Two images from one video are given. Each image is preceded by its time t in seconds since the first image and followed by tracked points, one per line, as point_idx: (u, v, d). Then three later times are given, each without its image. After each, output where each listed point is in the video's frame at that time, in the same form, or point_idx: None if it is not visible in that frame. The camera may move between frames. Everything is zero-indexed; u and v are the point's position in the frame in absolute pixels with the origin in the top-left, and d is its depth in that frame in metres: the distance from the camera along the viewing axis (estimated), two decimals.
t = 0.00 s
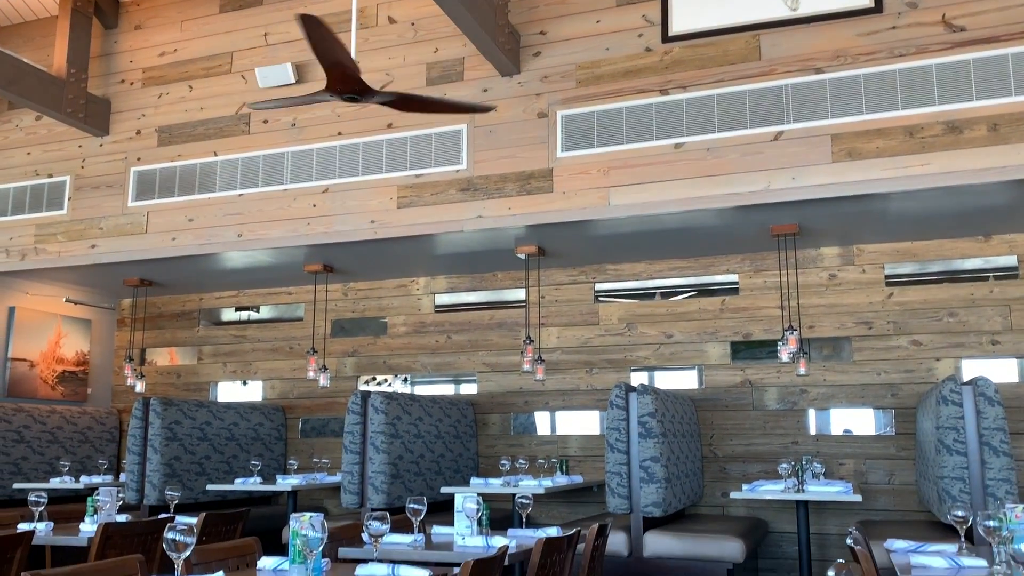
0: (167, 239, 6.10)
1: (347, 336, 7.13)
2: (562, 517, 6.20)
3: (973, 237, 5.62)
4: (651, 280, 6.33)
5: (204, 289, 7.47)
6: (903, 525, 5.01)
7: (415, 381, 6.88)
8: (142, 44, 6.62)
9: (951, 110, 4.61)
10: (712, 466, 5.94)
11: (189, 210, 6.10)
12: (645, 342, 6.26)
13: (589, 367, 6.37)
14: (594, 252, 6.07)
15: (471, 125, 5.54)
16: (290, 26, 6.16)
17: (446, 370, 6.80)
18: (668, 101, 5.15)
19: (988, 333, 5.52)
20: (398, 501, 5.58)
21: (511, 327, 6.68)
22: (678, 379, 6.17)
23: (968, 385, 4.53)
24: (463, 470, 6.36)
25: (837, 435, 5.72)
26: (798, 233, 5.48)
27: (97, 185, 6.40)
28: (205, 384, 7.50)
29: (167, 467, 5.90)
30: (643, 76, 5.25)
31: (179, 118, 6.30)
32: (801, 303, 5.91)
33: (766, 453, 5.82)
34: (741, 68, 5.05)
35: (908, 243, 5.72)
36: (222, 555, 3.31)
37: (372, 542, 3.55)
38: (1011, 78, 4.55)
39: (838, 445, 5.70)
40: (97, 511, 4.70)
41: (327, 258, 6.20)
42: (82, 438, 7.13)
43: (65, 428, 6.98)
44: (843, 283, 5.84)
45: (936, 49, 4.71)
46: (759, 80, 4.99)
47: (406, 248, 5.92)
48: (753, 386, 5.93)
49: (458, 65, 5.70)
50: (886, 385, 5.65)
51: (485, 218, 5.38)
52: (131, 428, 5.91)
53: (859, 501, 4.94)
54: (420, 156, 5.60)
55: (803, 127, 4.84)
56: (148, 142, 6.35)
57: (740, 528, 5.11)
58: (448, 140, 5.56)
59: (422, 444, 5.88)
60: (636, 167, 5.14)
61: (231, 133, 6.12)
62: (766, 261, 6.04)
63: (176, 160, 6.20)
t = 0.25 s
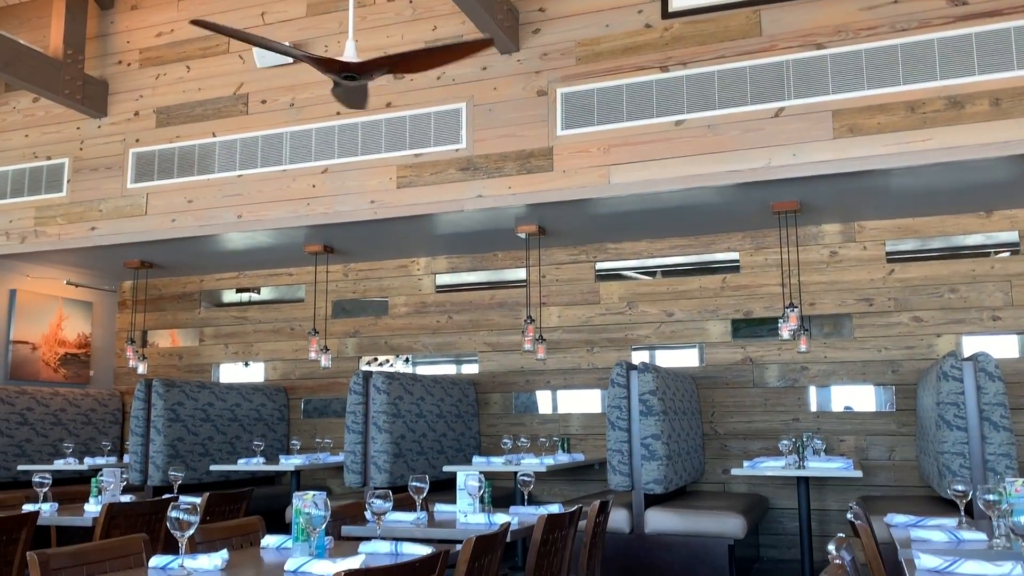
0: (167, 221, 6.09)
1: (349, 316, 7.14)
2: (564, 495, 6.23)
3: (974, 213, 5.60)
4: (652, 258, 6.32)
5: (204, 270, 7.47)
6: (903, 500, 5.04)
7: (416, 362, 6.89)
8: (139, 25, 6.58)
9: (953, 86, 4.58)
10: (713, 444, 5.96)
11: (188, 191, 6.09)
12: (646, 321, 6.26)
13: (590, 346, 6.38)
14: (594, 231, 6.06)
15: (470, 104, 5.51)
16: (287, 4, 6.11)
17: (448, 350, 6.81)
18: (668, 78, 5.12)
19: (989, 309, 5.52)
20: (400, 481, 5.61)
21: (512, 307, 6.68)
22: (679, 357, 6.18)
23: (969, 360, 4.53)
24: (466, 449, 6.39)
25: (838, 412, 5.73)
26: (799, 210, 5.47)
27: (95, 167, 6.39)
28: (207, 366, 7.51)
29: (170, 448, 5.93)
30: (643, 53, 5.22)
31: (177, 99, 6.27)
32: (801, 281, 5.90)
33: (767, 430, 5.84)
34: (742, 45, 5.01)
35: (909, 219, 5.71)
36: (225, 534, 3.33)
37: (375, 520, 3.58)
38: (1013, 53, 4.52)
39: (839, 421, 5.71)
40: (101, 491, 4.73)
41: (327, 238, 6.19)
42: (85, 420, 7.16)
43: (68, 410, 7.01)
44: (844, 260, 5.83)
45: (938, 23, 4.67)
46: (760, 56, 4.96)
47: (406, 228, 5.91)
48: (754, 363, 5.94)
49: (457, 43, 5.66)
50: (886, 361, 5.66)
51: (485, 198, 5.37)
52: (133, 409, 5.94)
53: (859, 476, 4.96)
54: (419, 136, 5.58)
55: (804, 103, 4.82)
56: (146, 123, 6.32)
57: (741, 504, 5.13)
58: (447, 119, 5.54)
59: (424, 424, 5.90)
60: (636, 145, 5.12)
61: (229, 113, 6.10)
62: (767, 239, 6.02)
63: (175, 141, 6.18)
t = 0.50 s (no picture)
0: (166, 202, 6.08)
1: (349, 297, 7.14)
2: (565, 474, 6.26)
3: (975, 191, 5.58)
4: (653, 238, 6.31)
5: (205, 252, 7.46)
6: (903, 477, 5.06)
7: (417, 342, 6.90)
8: (136, 4, 6.54)
9: (955, 62, 4.56)
10: (714, 422, 5.98)
11: (187, 171, 6.07)
12: (646, 301, 6.26)
13: (591, 326, 6.39)
14: (595, 210, 6.04)
15: (469, 83, 5.49)
16: None
17: (449, 331, 6.82)
18: (668, 56, 5.09)
19: (990, 287, 5.52)
20: (402, 460, 5.64)
21: (512, 287, 6.68)
22: (679, 336, 6.19)
23: (969, 337, 4.54)
24: (467, 429, 6.42)
25: (838, 390, 5.75)
26: (800, 188, 5.45)
27: (94, 148, 6.37)
28: (208, 347, 7.53)
29: (173, 428, 5.95)
30: (643, 31, 5.19)
31: (176, 80, 6.24)
32: (802, 260, 5.90)
33: (767, 409, 5.86)
34: (743, 21, 4.98)
35: (910, 197, 5.69)
36: (228, 512, 3.34)
37: (377, 497, 3.60)
38: (1016, 28, 4.49)
39: (839, 399, 5.73)
40: (104, 471, 4.75)
41: (327, 219, 6.18)
42: (88, 401, 7.19)
43: (71, 392, 7.03)
44: (845, 239, 5.82)
45: None
46: (761, 33, 4.93)
47: (406, 208, 5.90)
48: (754, 342, 5.95)
49: (456, 21, 5.63)
50: (887, 339, 5.66)
51: (485, 177, 5.35)
52: (135, 390, 5.96)
53: (859, 454, 4.98)
54: (418, 115, 5.56)
55: (805, 80, 4.79)
56: (145, 104, 6.30)
57: (741, 482, 5.16)
58: (447, 98, 5.51)
59: (425, 403, 5.92)
60: (636, 124, 5.10)
61: (228, 93, 6.07)
62: (767, 218, 6.01)
63: (173, 122, 6.17)
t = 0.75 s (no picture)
0: (165, 182, 6.07)
1: (349, 278, 7.14)
2: (565, 453, 6.29)
3: (976, 169, 5.56)
4: (652, 218, 6.30)
5: (204, 233, 7.45)
6: (901, 455, 5.08)
7: (417, 323, 6.91)
8: None
9: (957, 39, 4.53)
10: (713, 402, 6.00)
11: (186, 152, 6.05)
12: (646, 281, 6.26)
13: (590, 306, 6.39)
14: (594, 190, 6.03)
15: (468, 62, 5.46)
16: None
17: (449, 311, 6.83)
18: (668, 34, 5.06)
19: (989, 265, 5.51)
20: (403, 439, 5.66)
21: (512, 268, 6.67)
22: (679, 316, 6.19)
23: (968, 316, 4.54)
24: (467, 409, 6.44)
25: (838, 369, 5.76)
26: (800, 167, 5.43)
27: (92, 128, 6.35)
28: (209, 328, 7.54)
29: (174, 408, 5.97)
30: (643, 8, 5.15)
31: (173, 59, 6.21)
32: (802, 239, 5.88)
33: (767, 388, 5.87)
34: None
35: (910, 176, 5.68)
36: (229, 490, 3.36)
37: (378, 475, 3.62)
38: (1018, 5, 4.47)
39: (838, 378, 5.74)
40: (106, 451, 4.78)
41: (327, 199, 6.17)
42: (89, 382, 7.22)
43: (71, 373, 7.05)
44: (845, 218, 5.81)
45: None
46: (761, 10, 4.90)
47: (405, 188, 5.88)
48: (754, 321, 5.95)
49: None
50: (886, 319, 5.67)
51: (484, 157, 5.33)
52: (136, 370, 5.98)
53: (858, 432, 5.00)
54: (417, 95, 5.54)
55: (806, 59, 4.77)
56: (143, 84, 6.27)
57: (740, 460, 5.18)
58: (446, 77, 5.49)
59: (426, 383, 5.94)
60: (636, 103, 5.08)
61: (226, 73, 6.04)
62: (768, 197, 5.99)
63: (171, 102, 6.14)
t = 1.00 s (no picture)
0: (161, 162, 6.05)
1: (347, 258, 7.13)
2: (563, 432, 6.31)
3: (975, 146, 5.55)
4: (650, 197, 6.28)
5: (201, 213, 7.44)
6: (898, 432, 5.10)
7: (415, 303, 6.91)
8: None
9: (957, 15, 4.51)
10: (710, 380, 6.02)
11: (182, 131, 6.03)
12: (644, 260, 6.26)
13: (588, 285, 6.39)
14: (592, 168, 6.01)
15: (465, 39, 5.42)
16: None
17: (447, 291, 6.83)
18: (667, 11, 5.02)
19: (987, 243, 5.51)
20: (401, 418, 5.68)
21: (510, 247, 6.66)
22: (677, 295, 6.20)
23: (966, 293, 4.54)
24: (466, 388, 6.46)
25: (835, 347, 5.77)
26: (798, 145, 5.42)
27: (87, 108, 6.31)
28: (207, 308, 7.54)
29: (173, 388, 5.98)
30: None
31: (168, 38, 6.16)
32: (800, 217, 5.87)
33: (764, 366, 5.89)
34: None
35: (909, 154, 5.67)
36: (228, 467, 3.37)
37: (376, 452, 3.63)
38: None
39: (835, 357, 5.76)
40: (105, 430, 4.80)
41: (324, 179, 6.16)
42: (88, 362, 7.23)
43: (69, 353, 7.05)
44: (843, 196, 5.80)
45: None
46: None
47: (403, 167, 5.86)
48: (752, 300, 5.95)
49: None
50: (884, 297, 5.67)
51: (482, 135, 5.31)
52: (135, 350, 5.99)
53: (855, 409, 5.02)
54: (413, 73, 5.51)
55: (804, 35, 4.74)
56: (138, 63, 6.23)
57: (737, 438, 5.21)
58: (442, 55, 5.45)
59: (424, 362, 5.95)
60: (634, 80, 5.06)
61: (221, 52, 6.00)
62: (766, 175, 5.98)
63: (167, 81, 6.11)
